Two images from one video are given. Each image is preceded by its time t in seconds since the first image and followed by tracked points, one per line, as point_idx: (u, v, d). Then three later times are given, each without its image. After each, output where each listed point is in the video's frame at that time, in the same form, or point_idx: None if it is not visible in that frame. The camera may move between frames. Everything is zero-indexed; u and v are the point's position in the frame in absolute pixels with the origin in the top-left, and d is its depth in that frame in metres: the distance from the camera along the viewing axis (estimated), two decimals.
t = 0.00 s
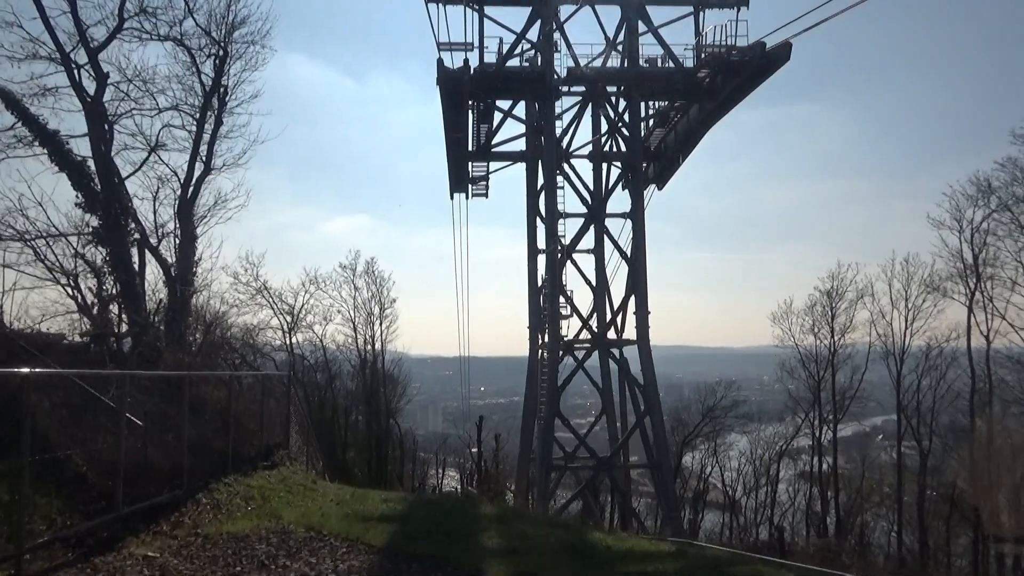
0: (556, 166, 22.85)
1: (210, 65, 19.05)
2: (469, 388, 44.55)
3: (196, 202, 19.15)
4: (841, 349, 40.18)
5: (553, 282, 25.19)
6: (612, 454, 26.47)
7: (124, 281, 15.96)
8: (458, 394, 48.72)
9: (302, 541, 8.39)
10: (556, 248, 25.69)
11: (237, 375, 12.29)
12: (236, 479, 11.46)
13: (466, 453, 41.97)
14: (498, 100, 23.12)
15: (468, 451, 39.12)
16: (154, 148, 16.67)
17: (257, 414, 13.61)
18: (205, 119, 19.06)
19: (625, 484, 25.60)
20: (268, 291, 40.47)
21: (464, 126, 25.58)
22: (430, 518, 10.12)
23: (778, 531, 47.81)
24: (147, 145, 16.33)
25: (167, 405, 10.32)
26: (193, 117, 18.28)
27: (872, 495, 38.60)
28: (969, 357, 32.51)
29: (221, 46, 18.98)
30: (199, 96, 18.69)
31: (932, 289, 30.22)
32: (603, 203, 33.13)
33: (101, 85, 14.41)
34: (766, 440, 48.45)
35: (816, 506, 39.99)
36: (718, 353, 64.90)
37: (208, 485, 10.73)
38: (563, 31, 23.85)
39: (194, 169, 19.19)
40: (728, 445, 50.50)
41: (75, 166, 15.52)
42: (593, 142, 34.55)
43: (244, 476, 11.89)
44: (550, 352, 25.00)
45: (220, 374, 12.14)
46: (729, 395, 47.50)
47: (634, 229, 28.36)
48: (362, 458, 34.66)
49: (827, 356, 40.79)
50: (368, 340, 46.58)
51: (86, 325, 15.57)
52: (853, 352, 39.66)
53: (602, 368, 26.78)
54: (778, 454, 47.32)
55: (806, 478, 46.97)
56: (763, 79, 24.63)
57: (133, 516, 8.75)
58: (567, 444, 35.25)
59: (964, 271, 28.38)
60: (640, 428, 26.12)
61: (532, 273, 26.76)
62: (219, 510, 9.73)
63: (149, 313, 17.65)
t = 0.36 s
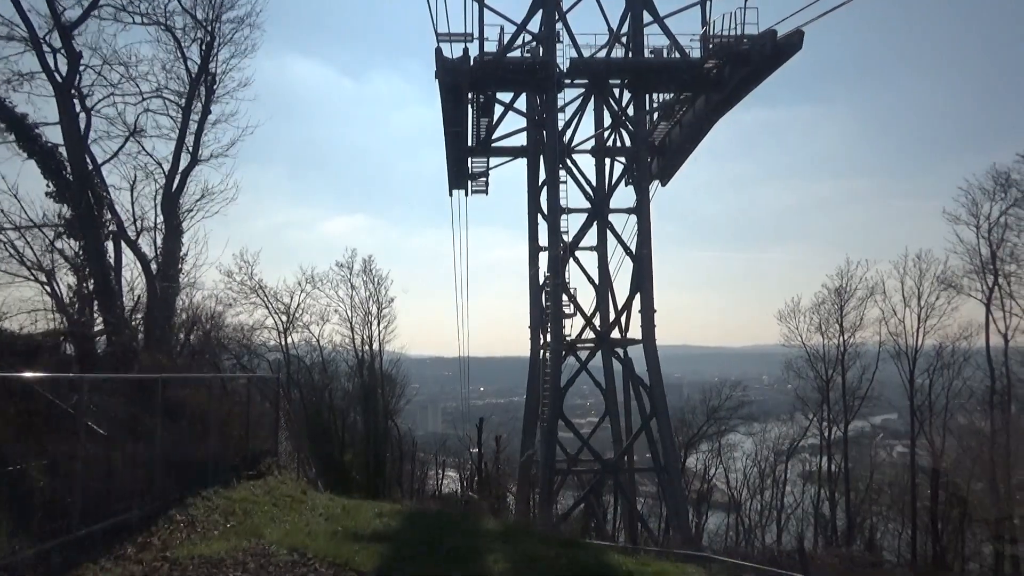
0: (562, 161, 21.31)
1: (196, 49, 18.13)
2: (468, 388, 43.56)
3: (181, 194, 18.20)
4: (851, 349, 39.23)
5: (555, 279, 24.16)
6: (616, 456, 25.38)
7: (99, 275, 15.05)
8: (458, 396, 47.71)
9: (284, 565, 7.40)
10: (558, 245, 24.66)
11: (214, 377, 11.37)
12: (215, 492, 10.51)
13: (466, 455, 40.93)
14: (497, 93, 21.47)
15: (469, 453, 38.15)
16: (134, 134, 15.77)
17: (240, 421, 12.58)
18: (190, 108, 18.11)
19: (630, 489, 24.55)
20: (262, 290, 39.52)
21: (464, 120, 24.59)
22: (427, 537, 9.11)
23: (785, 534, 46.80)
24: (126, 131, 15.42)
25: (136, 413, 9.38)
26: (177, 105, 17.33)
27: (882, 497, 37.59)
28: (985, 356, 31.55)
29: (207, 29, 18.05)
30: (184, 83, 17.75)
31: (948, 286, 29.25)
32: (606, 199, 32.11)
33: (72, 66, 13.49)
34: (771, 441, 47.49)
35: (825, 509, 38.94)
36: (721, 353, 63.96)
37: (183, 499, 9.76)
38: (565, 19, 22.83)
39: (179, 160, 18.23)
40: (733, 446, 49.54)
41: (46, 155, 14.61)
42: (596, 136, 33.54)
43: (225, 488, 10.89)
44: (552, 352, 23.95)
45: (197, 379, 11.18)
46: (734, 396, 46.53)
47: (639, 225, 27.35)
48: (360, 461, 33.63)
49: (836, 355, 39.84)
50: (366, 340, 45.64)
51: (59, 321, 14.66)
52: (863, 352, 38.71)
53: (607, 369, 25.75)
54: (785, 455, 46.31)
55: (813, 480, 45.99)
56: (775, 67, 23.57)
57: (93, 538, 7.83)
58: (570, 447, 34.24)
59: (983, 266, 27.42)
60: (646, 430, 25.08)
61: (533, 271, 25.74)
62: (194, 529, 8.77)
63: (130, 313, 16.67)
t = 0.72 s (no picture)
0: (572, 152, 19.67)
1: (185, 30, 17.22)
2: (473, 386, 42.53)
3: (170, 184, 17.27)
4: (866, 347, 38.16)
5: (562, 274, 23.16)
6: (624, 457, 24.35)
7: (74, 269, 14.22)
8: (462, 393, 46.76)
9: None
10: (565, 238, 23.66)
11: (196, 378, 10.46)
12: (194, 504, 9.60)
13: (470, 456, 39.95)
14: (503, 80, 19.96)
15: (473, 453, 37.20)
16: (116, 118, 14.87)
17: (226, 425, 11.65)
18: (179, 93, 17.18)
19: (640, 492, 23.55)
20: (262, 286, 38.64)
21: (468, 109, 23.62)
22: (424, 563, 8.12)
23: (796, 535, 45.77)
24: (107, 115, 14.53)
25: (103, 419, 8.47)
26: (165, 89, 16.38)
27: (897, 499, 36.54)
28: (1009, 354, 30.45)
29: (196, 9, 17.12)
30: (171, 67, 16.81)
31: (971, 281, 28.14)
32: (615, 192, 31.10)
33: (45, 40, 12.67)
34: (781, 440, 46.45)
35: (838, 510, 37.88)
36: (730, 351, 62.90)
37: (156, 513, 8.85)
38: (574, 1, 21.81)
39: (167, 148, 17.30)
40: (743, 446, 48.47)
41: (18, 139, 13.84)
42: (604, 127, 32.51)
43: (206, 499, 9.98)
44: (559, 350, 22.97)
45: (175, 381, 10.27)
46: (744, 395, 45.51)
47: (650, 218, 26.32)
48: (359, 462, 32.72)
49: (850, 353, 38.76)
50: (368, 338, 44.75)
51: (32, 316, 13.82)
52: (878, 349, 37.63)
53: (616, 367, 24.74)
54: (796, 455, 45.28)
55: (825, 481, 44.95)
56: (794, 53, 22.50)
57: (47, 559, 6.95)
58: (577, 447, 33.24)
59: (1008, 261, 26.34)
60: (657, 430, 24.09)
61: (540, 266, 24.76)
62: (166, 548, 7.88)
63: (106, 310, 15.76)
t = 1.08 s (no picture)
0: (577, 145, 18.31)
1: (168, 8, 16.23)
2: (478, 383, 41.49)
3: (154, 173, 16.26)
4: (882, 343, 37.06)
5: (569, 268, 22.09)
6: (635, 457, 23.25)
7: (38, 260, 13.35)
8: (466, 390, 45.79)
9: None
10: (572, 231, 22.57)
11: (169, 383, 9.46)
12: (166, 523, 8.60)
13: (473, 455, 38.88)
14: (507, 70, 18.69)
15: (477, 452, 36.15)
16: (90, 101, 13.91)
17: (205, 432, 10.65)
18: (162, 77, 16.18)
19: (652, 493, 22.45)
20: (260, 284, 37.71)
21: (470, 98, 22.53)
22: None
23: (808, 535, 44.62)
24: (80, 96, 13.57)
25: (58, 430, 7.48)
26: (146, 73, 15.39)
27: (916, 498, 35.39)
28: None
29: None
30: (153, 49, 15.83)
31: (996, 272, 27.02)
32: (621, 183, 30.03)
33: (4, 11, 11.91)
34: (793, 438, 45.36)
35: (855, 509, 36.72)
36: (737, 347, 61.84)
37: (121, 535, 7.86)
38: None
39: (150, 138, 16.35)
40: (753, 443, 47.36)
41: None
42: (610, 118, 31.45)
43: (181, 515, 8.99)
44: (566, 347, 21.88)
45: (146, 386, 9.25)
46: (754, 392, 44.41)
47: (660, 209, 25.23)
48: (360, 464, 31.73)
49: (865, 349, 37.64)
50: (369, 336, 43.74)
51: None
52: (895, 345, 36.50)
53: (626, 364, 23.65)
54: (808, 452, 44.14)
55: (838, 478, 43.84)
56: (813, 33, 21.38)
57: None
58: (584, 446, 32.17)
59: None
60: (669, 430, 22.99)
61: (546, 260, 23.68)
62: None
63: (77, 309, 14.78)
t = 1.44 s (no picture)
0: (583, 139, 17.22)
1: None
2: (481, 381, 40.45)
3: (136, 162, 15.32)
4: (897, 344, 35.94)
5: (576, 264, 21.05)
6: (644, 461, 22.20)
7: None
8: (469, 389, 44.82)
9: None
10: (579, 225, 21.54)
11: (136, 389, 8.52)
12: (125, 546, 7.63)
13: (477, 456, 37.87)
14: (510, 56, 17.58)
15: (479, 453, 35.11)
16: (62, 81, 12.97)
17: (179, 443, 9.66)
18: (145, 59, 15.22)
19: (661, 499, 21.38)
20: (258, 280, 36.79)
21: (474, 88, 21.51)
22: None
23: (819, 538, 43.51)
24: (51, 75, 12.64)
25: None
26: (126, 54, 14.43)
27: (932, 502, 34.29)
28: None
29: None
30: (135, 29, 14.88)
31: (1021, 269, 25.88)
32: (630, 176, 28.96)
33: None
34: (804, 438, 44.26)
35: (869, 513, 35.61)
36: (747, 346, 60.70)
37: (68, 563, 6.91)
38: None
39: (132, 124, 15.40)
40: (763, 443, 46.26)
41: None
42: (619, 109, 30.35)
43: (143, 537, 8.03)
44: (572, 346, 20.83)
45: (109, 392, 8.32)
46: (765, 392, 43.31)
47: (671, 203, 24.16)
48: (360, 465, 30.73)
49: (879, 349, 36.53)
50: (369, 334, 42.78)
51: None
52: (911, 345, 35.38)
53: (635, 363, 22.58)
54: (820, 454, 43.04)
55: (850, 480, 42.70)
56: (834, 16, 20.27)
57: None
58: (590, 447, 31.09)
59: None
60: (679, 432, 21.92)
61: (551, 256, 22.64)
62: None
63: (50, 306, 13.83)
